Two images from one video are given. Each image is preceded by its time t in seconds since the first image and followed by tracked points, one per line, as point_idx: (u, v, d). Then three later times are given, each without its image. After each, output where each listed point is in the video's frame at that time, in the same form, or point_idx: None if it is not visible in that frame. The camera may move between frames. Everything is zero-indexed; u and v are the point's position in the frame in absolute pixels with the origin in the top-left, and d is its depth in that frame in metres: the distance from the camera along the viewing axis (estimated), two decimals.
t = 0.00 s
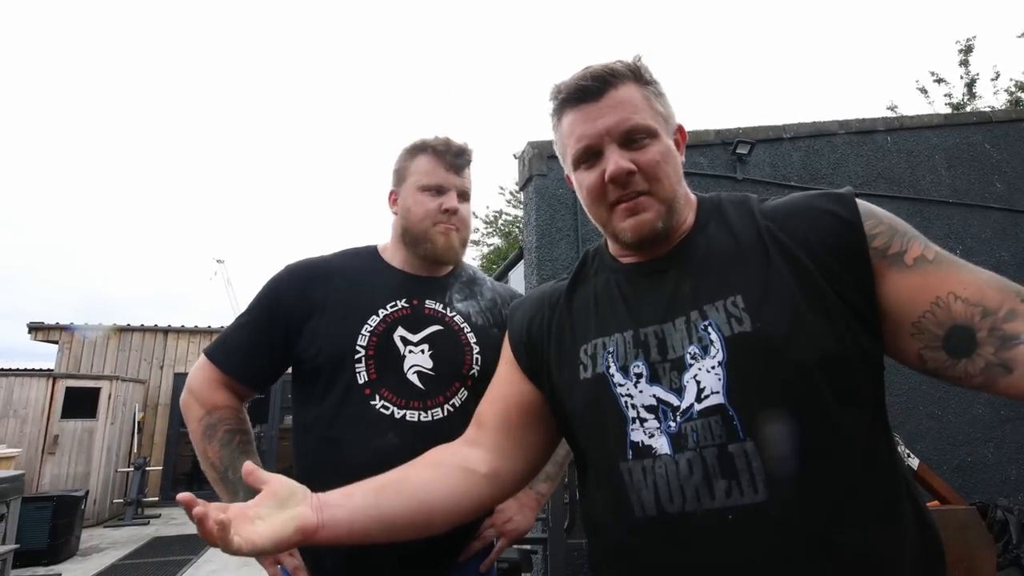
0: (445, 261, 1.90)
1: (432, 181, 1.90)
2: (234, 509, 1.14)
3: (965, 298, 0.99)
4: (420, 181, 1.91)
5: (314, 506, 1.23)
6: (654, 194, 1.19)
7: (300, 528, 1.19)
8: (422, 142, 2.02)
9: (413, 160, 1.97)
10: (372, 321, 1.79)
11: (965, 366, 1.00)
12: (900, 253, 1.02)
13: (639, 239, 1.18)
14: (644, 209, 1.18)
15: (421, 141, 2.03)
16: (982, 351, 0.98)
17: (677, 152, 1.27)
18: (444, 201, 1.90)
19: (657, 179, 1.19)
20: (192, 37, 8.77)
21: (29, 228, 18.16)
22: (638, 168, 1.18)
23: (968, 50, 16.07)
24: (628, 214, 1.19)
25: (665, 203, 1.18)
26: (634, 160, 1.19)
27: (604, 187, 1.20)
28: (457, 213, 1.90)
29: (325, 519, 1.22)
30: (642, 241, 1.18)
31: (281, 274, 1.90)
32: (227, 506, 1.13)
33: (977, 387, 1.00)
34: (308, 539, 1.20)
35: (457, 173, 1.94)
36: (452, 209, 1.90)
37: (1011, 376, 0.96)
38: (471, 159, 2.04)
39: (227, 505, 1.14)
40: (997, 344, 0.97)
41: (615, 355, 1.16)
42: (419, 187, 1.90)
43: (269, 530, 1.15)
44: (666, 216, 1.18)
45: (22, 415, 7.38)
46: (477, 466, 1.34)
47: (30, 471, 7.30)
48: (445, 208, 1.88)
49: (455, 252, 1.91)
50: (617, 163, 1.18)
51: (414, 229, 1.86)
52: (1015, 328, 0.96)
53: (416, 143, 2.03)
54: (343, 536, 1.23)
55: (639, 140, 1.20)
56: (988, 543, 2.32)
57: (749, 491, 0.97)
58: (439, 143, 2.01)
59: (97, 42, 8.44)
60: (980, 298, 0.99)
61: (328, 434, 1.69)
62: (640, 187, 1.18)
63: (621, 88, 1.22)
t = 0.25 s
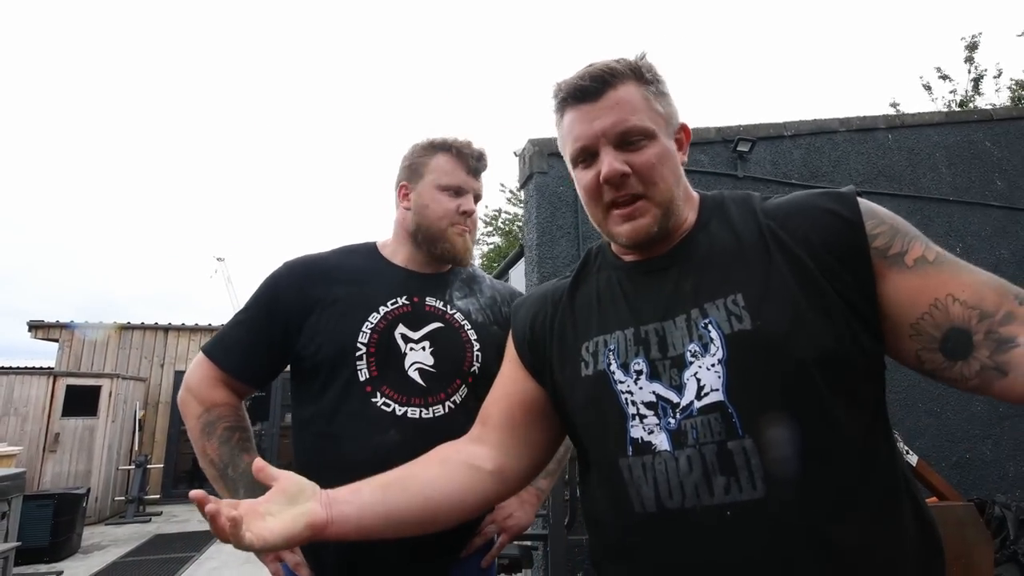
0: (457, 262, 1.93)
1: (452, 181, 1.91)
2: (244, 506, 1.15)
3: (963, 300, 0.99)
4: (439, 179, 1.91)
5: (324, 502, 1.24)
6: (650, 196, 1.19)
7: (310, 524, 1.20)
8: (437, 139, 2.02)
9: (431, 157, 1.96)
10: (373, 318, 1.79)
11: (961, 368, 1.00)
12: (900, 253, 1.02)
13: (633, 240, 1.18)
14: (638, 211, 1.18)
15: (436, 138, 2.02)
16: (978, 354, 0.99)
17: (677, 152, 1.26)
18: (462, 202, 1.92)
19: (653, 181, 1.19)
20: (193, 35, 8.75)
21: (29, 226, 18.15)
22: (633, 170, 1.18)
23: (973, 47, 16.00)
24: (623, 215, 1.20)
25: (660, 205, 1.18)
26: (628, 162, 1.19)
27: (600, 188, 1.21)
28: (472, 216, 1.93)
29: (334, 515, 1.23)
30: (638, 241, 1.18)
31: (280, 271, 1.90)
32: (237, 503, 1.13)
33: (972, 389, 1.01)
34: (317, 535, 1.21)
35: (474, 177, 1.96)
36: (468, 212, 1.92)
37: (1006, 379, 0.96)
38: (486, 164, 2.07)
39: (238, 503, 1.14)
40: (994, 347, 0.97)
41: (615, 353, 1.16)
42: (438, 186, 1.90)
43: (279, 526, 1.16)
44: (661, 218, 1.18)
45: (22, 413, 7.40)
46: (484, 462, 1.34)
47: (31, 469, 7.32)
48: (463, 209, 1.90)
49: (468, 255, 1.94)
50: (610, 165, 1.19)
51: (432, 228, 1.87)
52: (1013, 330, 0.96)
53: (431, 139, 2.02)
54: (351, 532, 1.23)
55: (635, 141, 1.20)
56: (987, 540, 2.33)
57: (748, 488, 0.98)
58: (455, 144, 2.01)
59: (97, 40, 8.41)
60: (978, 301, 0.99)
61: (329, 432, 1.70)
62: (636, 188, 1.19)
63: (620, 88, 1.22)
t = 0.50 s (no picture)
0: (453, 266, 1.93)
1: (451, 184, 1.91)
2: (252, 510, 1.14)
3: (963, 304, 0.99)
4: (439, 182, 1.91)
5: (331, 505, 1.23)
6: (647, 198, 1.18)
7: (318, 527, 1.19)
8: (439, 140, 2.01)
9: (432, 158, 1.96)
10: (371, 318, 1.79)
11: (958, 371, 1.01)
12: (901, 256, 1.02)
13: (630, 241, 1.19)
14: (634, 213, 1.19)
15: (438, 138, 2.01)
16: (975, 358, 0.99)
17: (677, 155, 1.26)
18: (460, 206, 1.91)
19: (650, 183, 1.18)
20: (193, 35, 8.75)
21: (28, 226, 18.14)
22: (630, 173, 1.18)
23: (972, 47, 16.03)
24: (619, 217, 1.20)
25: (658, 206, 1.18)
26: (626, 165, 1.18)
27: (597, 190, 1.21)
28: (470, 220, 1.93)
29: (342, 519, 1.22)
30: (633, 243, 1.19)
31: (279, 270, 1.89)
32: (245, 507, 1.13)
33: (969, 392, 1.01)
34: (326, 538, 1.20)
35: (474, 180, 1.96)
36: (466, 215, 1.92)
37: (1003, 384, 0.96)
38: (487, 166, 2.06)
39: (246, 507, 1.14)
40: (991, 351, 0.97)
41: (618, 353, 1.15)
42: (437, 189, 1.90)
43: (288, 530, 1.15)
44: (658, 220, 1.18)
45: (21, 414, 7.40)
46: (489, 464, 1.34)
47: (29, 470, 7.31)
48: (462, 213, 1.90)
49: (464, 258, 1.94)
50: (608, 167, 1.19)
51: (429, 231, 1.87)
52: (1012, 335, 0.96)
53: (434, 139, 2.01)
54: (359, 534, 1.23)
55: (633, 145, 1.19)
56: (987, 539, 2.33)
57: (750, 487, 0.98)
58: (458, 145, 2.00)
59: (97, 40, 8.42)
60: (977, 305, 0.99)
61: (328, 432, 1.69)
62: (633, 191, 1.19)
63: (620, 91, 1.21)
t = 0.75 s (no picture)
0: (445, 270, 1.90)
1: (439, 188, 1.88)
2: (257, 514, 1.15)
3: (962, 308, 0.99)
4: (426, 187, 1.89)
5: (336, 509, 1.24)
6: (649, 199, 1.19)
7: (324, 530, 1.20)
8: (434, 139, 1.98)
9: (422, 162, 1.94)
10: (370, 318, 1.79)
11: (956, 375, 1.01)
12: (903, 259, 1.02)
13: (632, 242, 1.20)
14: (637, 213, 1.19)
15: (433, 138, 1.98)
16: (973, 362, 0.99)
17: (680, 156, 1.26)
18: (449, 210, 1.88)
19: (652, 185, 1.19)
20: (193, 35, 8.75)
21: (27, 227, 18.15)
22: (632, 175, 1.18)
23: (970, 47, 16.06)
24: (622, 217, 1.20)
25: (660, 207, 1.18)
26: (628, 167, 1.19)
27: (600, 192, 1.22)
28: (460, 223, 1.90)
29: (348, 522, 1.23)
30: (635, 243, 1.19)
31: (281, 269, 1.89)
32: (250, 512, 1.14)
33: (967, 396, 1.01)
34: (331, 542, 1.21)
35: (466, 181, 1.91)
36: (456, 219, 1.89)
37: (1001, 388, 0.96)
38: (484, 164, 2.01)
39: (251, 512, 1.15)
40: (988, 356, 0.97)
41: (621, 354, 1.15)
42: (424, 194, 1.89)
43: (293, 533, 1.16)
44: (660, 220, 1.18)
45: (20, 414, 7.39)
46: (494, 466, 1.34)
47: (28, 470, 7.31)
48: (450, 218, 1.86)
49: (456, 262, 1.91)
50: (610, 170, 1.19)
51: (416, 238, 1.87)
52: (1012, 339, 0.96)
53: (429, 139, 1.99)
54: (365, 536, 1.23)
55: (635, 147, 1.19)
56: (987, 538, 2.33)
57: (755, 488, 0.98)
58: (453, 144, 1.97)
59: (97, 40, 8.41)
60: (976, 310, 0.99)
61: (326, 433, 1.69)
62: (635, 192, 1.19)
63: (622, 94, 1.21)
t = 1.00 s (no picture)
0: (446, 278, 1.90)
1: (441, 196, 1.89)
2: (256, 514, 1.15)
3: (965, 309, 0.99)
4: (429, 194, 1.91)
5: (336, 508, 1.24)
6: (653, 200, 1.19)
7: (324, 529, 1.20)
8: (442, 146, 1.99)
9: (427, 169, 1.96)
10: (371, 325, 1.79)
11: (957, 376, 1.01)
12: (905, 260, 1.02)
13: (636, 243, 1.20)
14: (641, 214, 1.19)
15: (441, 145, 1.99)
16: (974, 364, 0.98)
17: (682, 156, 1.26)
18: (450, 218, 1.89)
19: (656, 186, 1.19)
20: (191, 35, 8.76)
21: (27, 227, 18.14)
22: (636, 176, 1.18)
23: (965, 48, 16.09)
24: (626, 219, 1.20)
25: (663, 208, 1.18)
26: (632, 168, 1.19)
27: (603, 194, 1.22)
28: (462, 231, 1.89)
29: (348, 521, 1.23)
30: (639, 245, 1.19)
31: (290, 270, 1.90)
32: (249, 512, 1.14)
33: (968, 398, 1.01)
34: (331, 541, 1.21)
35: (469, 189, 1.91)
36: (457, 227, 1.88)
37: (1001, 390, 0.96)
38: (491, 170, 2.00)
39: (250, 512, 1.15)
40: (990, 357, 0.97)
41: (624, 354, 1.15)
42: (427, 201, 1.90)
43: (294, 533, 1.16)
44: (664, 221, 1.18)
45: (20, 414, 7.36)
46: (496, 466, 1.34)
47: (28, 471, 7.30)
48: (451, 226, 1.86)
49: (457, 270, 1.90)
50: (614, 171, 1.19)
51: (416, 245, 1.88)
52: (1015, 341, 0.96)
53: (436, 146, 2.00)
54: (366, 536, 1.23)
55: (638, 148, 1.19)
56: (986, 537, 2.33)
57: (758, 488, 0.98)
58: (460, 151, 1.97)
59: (95, 40, 8.42)
60: (979, 312, 0.98)
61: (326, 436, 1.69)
62: (638, 193, 1.19)
63: (624, 93, 1.21)
